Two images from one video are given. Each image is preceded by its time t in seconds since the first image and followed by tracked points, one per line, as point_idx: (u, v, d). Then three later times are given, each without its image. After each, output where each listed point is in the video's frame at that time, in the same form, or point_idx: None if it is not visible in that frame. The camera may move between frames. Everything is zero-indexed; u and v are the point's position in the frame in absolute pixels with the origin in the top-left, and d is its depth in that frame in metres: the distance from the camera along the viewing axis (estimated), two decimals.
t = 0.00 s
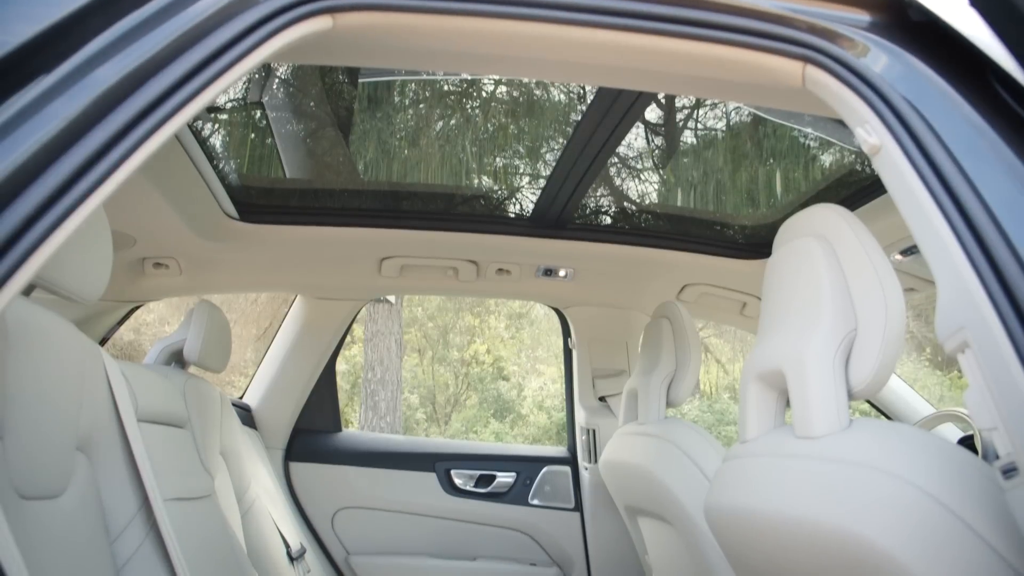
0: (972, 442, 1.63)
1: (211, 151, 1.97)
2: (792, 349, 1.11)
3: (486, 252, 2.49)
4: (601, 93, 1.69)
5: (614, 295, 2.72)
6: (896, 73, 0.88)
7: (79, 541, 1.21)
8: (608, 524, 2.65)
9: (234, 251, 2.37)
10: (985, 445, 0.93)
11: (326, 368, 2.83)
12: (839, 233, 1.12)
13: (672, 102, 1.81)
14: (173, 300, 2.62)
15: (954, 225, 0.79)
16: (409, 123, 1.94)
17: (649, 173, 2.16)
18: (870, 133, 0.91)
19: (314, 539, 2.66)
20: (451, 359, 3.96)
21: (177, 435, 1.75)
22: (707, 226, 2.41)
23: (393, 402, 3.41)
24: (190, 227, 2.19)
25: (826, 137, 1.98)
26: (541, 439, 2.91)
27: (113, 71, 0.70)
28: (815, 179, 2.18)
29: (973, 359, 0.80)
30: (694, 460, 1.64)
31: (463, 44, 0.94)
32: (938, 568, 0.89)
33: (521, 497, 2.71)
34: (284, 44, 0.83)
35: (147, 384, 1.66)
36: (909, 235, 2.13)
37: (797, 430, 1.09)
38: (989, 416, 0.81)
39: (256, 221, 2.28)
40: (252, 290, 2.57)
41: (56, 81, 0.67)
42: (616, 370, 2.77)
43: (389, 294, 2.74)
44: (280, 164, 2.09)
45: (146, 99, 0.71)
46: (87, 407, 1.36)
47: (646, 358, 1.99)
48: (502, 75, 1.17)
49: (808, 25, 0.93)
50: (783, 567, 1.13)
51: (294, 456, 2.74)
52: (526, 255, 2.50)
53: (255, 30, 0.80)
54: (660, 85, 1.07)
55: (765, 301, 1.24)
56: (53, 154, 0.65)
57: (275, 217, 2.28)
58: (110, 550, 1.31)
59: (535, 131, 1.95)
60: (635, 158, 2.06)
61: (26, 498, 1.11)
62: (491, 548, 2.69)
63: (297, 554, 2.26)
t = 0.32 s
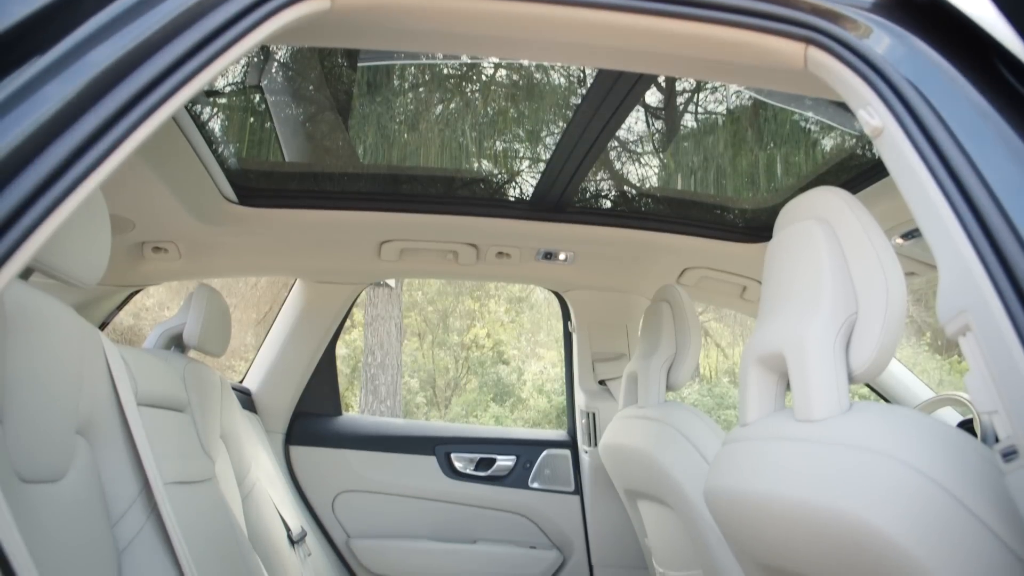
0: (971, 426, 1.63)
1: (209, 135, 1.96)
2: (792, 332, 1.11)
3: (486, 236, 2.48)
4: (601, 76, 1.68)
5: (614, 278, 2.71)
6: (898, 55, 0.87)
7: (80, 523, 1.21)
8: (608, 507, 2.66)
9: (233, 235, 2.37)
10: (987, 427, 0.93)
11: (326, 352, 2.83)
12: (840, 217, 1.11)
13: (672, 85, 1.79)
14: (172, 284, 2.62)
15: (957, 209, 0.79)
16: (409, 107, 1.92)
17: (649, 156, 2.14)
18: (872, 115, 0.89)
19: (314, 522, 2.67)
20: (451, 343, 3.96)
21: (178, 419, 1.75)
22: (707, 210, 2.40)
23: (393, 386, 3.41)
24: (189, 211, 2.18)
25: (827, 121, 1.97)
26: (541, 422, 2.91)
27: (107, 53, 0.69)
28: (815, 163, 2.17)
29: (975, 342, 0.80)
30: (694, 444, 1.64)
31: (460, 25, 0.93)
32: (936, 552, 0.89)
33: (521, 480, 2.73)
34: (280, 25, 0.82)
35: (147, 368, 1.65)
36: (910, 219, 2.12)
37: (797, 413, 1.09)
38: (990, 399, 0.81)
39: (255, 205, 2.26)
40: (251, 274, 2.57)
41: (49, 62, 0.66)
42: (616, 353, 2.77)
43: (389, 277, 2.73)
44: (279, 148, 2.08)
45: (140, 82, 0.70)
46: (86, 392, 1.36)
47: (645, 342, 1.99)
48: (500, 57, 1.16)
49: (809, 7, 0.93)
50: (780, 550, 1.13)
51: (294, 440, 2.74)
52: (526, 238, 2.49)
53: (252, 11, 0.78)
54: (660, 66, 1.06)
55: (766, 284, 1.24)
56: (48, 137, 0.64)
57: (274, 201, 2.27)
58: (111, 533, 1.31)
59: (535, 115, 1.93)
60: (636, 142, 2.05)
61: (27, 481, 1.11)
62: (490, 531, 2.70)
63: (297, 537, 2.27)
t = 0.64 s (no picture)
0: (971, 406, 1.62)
1: (208, 115, 1.95)
2: (793, 311, 1.10)
3: (486, 215, 2.46)
4: (602, 54, 1.66)
5: (614, 258, 2.70)
6: (902, 31, 0.86)
7: (80, 503, 1.21)
8: (608, 487, 2.67)
9: (231, 216, 2.36)
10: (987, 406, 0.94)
11: (326, 332, 2.83)
12: (842, 196, 1.10)
13: (673, 65, 1.78)
14: (172, 265, 2.61)
15: (960, 186, 0.78)
16: (408, 88, 1.91)
17: (650, 136, 2.13)
18: (875, 92, 0.88)
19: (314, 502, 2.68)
20: (451, 324, 3.95)
21: (178, 400, 1.75)
22: (708, 190, 2.39)
23: (393, 366, 3.41)
24: (187, 192, 2.17)
25: (828, 101, 1.96)
26: (541, 402, 2.92)
27: (99, 31, 0.68)
28: (816, 143, 2.16)
29: (977, 321, 0.79)
30: (694, 424, 1.65)
31: (458, 2, 0.92)
32: (936, 533, 0.89)
33: (521, 460, 2.73)
34: None
35: (147, 349, 1.65)
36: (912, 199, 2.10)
37: (797, 392, 1.08)
38: (991, 378, 0.81)
39: (253, 183, 2.25)
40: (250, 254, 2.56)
41: (42, 41, 0.65)
42: (616, 333, 2.77)
43: (388, 257, 2.72)
44: (276, 128, 2.06)
45: (135, 60, 0.69)
46: (86, 372, 1.36)
47: (645, 322, 1.98)
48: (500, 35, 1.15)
49: None
50: (777, 530, 1.13)
51: (294, 420, 2.75)
52: (526, 217, 2.48)
53: None
54: (660, 43, 1.05)
55: (766, 263, 1.23)
56: (42, 116, 0.64)
57: (272, 181, 2.25)
58: (111, 512, 1.32)
59: (535, 95, 1.92)
60: (636, 122, 2.04)
61: (26, 461, 1.10)
62: (490, 511, 2.71)
63: (297, 517, 2.28)
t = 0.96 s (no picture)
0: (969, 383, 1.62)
1: (206, 92, 1.93)
2: (794, 284, 1.10)
3: (486, 191, 2.45)
4: (602, 28, 1.64)
5: (614, 234, 2.69)
6: (906, 4, 0.85)
7: (83, 477, 1.22)
8: (607, 462, 2.68)
9: (229, 192, 2.34)
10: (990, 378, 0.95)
11: (325, 308, 2.83)
12: (844, 171, 1.09)
13: (673, 40, 1.76)
14: (171, 242, 2.60)
15: (964, 159, 0.77)
16: (407, 64, 1.89)
17: (650, 112, 2.11)
18: (879, 65, 0.86)
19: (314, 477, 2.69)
20: (450, 301, 3.86)
21: (178, 376, 1.75)
22: (708, 165, 2.37)
23: (393, 342, 3.34)
24: (185, 168, 2.16)
25: (830, 77, 1.94)
26: (541, 378, 2.92)
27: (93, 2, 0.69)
28: (817, 119, 2.15)
29: (978, 295, 0.79)
30: (694, 401, 1.65)
31: None
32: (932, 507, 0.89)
33: (521, 435, 2.75)
34: None
35: (145, 325, 1.65)
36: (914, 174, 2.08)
37: (797, 367, 1.08)
38: (992, 353, 0.80)
39: (253, 160, 2.23)
40: (249, 230, 2.56)
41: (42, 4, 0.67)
42: (616, 309, 2.76)
43: (388, 233, 2.71)
44: (273, 104, 2.04)
45: (128, 33, 0.71)
46: (85, 349, 1.35)
47: (645, 297, 1.98)
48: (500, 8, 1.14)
49: None
50: (774, 503, 1.14)
51: (294, 396, 2.75)
52: (526, 193, 2.46)
53: None
54: (661, 16, 1.04)
55: (766, 238, 1.22)
56: (45, 79, 0.66)
57: (270, 157, 2.24)
58: (111, 488, 1.32)
59: (535, 71, 1.89)
60: (636, 98, 2.02)
61: (27, 437, 1.10)
62: (490, 486, 2.72)
63: (297, 492, 2.29)
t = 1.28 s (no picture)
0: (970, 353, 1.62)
1: (203, 62, 1.91)
2: (795, 252, 1.09)
3: (485, 158, 2.42)
4: None
5: (614, 203, 2.67)
6: None
7: (84, 447, 1.22)
8: (607, 431, 2.69)
9: (226, 160, 2.32)
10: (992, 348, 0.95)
11: (324, 278, 2.82)
12: (846, 138, 1.08)
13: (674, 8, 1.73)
14: (169, 212, 2.59)
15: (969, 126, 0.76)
16: (405, 33, 1.86)
17: (651, 81, 2.08)
18: (885, 30, 0.85)
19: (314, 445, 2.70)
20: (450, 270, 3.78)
21: (176, 345, 1.75)
22: (709, 133, 2.35)
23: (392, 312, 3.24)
24: (181, 135, 2.14)
25: (832, 47, 1.91)
26: (541, 348, 2.91)
27: None
28: (818, 88, 2.12)
29: (982, 264, 0.79)
30: (694, 370, 1.65)
31: None
32: (931, 476, 0.89)
33: (520, 404, 2.75)
34: None
35: (143, 295, 1.64)
36: (918, 143, 2.06)
37: (797, 336, 1.08)
38: (994, 322, 0.80)
39: (250, 128, 2.21)
40: (246, 199, 2.54)
41: None
42: (616, 278, 2.76)
43: (387, 201, 2.69)
44: (270, 72, 2.01)
45: None
46: (83, 318, 1.35)
47: (645, 266, 1.97)
48: None
49: None
50: (773, 472, 1.14)
51: (294, 365, 2.76)
52: (526, 160, 2.44)
53: None
54: None
55: (767, 205, 1.21)
56: (40, 36, 0.68)
57: (267, 126, 2.21)
58: (111, 457, 1.31)
59: (535, 39, 1.86)
60: (636, 67, 1.99)
61: (27, 407, 1.10)
62: (490, 454, 2.74)
63: (297, 461, 2.30)
